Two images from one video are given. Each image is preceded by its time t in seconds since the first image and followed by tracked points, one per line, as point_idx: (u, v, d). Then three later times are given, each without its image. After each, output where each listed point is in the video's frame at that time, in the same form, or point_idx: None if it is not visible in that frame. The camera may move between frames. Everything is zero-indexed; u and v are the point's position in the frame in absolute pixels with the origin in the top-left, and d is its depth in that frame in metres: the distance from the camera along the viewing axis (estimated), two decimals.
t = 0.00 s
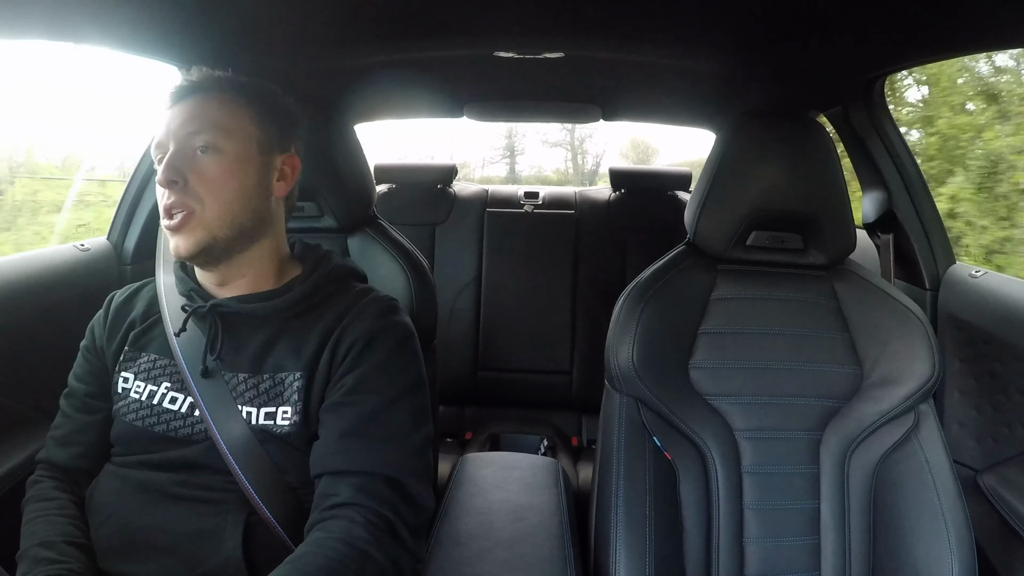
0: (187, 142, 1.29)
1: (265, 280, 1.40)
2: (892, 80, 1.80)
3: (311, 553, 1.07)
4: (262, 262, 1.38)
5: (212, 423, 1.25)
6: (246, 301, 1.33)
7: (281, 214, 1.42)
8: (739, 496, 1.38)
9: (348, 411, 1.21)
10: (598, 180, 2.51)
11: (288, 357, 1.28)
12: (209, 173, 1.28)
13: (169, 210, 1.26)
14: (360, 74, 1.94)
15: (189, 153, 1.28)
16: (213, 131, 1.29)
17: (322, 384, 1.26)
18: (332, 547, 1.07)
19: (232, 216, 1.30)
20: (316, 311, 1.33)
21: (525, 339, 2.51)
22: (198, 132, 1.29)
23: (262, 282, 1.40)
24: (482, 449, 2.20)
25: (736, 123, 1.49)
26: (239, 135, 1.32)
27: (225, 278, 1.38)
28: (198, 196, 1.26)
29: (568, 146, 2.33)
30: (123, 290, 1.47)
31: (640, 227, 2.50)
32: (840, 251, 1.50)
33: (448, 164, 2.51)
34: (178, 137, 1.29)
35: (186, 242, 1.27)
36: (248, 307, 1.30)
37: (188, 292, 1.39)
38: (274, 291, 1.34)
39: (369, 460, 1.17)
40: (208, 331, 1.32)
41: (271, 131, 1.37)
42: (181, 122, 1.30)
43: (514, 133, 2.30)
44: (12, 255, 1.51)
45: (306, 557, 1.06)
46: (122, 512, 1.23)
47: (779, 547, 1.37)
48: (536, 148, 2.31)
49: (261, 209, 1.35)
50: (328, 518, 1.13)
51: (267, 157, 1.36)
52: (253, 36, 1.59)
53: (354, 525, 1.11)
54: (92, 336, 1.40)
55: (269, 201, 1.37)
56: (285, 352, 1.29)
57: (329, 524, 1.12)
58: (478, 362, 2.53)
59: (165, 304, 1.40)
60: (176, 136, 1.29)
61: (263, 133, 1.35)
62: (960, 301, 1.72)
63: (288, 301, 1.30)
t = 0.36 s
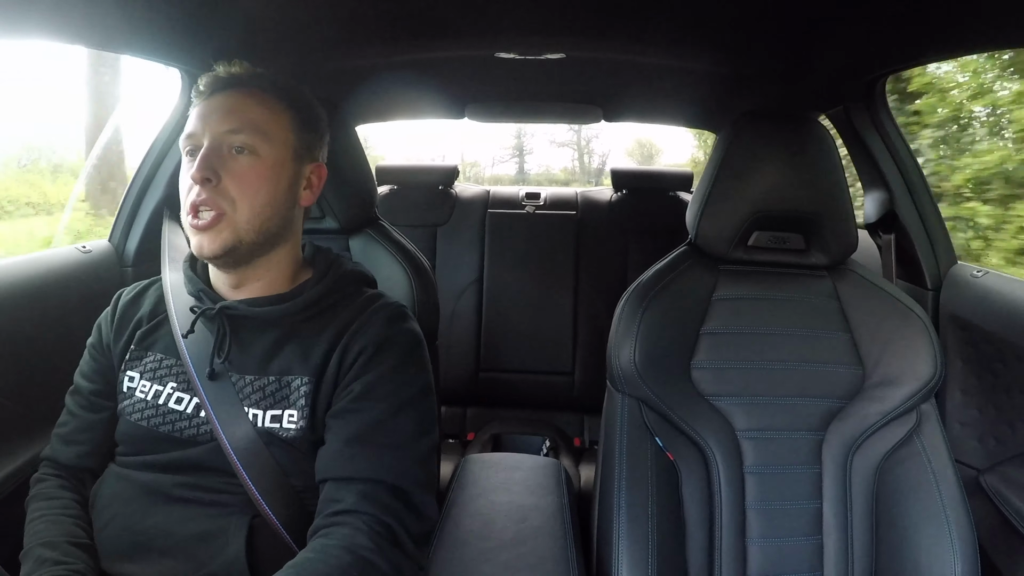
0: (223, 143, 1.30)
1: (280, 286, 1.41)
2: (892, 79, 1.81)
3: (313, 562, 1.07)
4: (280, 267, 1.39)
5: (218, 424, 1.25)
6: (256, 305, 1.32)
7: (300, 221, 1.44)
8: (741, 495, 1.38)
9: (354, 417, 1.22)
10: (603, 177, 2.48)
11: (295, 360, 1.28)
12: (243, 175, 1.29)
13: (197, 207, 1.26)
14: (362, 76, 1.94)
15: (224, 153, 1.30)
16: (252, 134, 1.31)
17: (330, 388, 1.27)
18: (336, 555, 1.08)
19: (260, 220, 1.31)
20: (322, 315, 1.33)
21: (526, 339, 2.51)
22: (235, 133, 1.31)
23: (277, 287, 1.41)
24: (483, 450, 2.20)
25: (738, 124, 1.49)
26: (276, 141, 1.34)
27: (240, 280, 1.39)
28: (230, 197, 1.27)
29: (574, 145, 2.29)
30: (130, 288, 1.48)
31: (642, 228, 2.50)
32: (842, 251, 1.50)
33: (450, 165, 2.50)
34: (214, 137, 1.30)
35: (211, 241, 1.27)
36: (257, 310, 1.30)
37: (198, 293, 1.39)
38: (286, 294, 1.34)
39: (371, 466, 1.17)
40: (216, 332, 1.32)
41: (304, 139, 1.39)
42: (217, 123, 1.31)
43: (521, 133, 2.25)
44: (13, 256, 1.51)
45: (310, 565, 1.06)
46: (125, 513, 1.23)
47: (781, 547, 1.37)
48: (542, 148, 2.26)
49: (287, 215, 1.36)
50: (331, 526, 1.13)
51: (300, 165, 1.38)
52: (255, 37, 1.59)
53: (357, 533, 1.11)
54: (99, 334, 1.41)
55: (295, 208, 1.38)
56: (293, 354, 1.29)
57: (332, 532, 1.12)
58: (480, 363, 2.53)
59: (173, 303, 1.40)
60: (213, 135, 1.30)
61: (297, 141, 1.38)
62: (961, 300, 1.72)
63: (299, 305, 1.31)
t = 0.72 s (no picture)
0: (221, 139, 1.31)
1: (280, 284, 1.41)
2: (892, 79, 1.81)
3: (319, 559, 1.06)
4: (280, 265, 1.39)
5: (219, 423, 1.24)
6: (256, 304, 1.32)
7: (300, 218, 1.43)
8: (744, 492, 1.38)
9: (357, 415, 1.21)
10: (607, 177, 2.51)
11: (299, 358, 1.28)
12: (239, 170, 1.29)
13: (194, 203, 1.26)
14: (364, 73, 1.94)
15: (222, 149, 1.30)
16: (249, 130, 1.32)
17: (330, 384, 1.27)
18: (342, 551, 1.07)
19: (257, 215, 1.31)
20: (325, 314, 1.33)
21: (529, 337, 2.51)
22: (234, 130, 1.31)
23: (277, 286, 1.40)
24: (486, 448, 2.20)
25: (739, 120, 1.49)
26: (274, 136, 1.34)
27: (241, 277, 1.38)
28: (226, 191, 1.27)
29: (580, 147, 2.34)
30: (132, 287, 1.47)
31: (645, 225, 2.50)
32: (844, 248, 1.50)
33: (452, 163, 2.51)
34: (212, 133, 1.31)
35: (208, 236, 1.27)
36: (258, 310, 1.30)
37: (198, 293, 1.39)
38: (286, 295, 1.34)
39: (371, 469, 1.17)
40: (218, 332, 1.32)
41: (304, 137, 1.39)
42: (215, 119, 1.31)
43: (529, 134, 2.29)
44: (16, 254, 1.50)
45: (316, 562, 1.06)
46: (128, 512, 1.23)
47: (785, 543, 1.37)
48: (549, 148, 2.32)
49: (285, 210, 1.36)
50: (336, 523, 1.13)
51: (298, 161, 1.38)
52: (257, 35, 1.59)
53: (362, 531, 1.11)
54: (101, 333, 1.40)
55: (293, 204, 1.38)
56: (296, 352, 1.29)
57: (337, 529, 1.12)
58: (482, 361, 2.53)
59: (174, 303, 1.39)
60: (211, 132, 1.31)
61: (296, 137, 1.38)
62: (964, 296, 1.72)
63: (299, 306, 1.30)
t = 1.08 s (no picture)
0: (208, 139, 1.30)
1: (280, 282, 1.41)
2: (894, 75, 1.81)
3: (323, 557, 1.06)
4: (279, 262, 1.39)
5: (224, 424, 1.24)
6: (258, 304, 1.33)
7: (298, 214, 1.43)
8: (750, 488, 1.37)
9: (360, 414, 1.21)
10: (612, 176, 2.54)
11: (303, 358, 1.28)
12: (227, 170, 1.29)
13: (185, 206, 1.27)
14: (366, 72, 1.94)
15: (209, 149, 1.30)
16: (235, 128, 1.31)
17: (334, 383, 1.27)
18: (346, 548, 1.07)
19: (249, 214, 1.31)
20: (329, 311, 1.33)
21: (532, 335, 2.51)
22: (218, 130, 1.31)
23: (278, 284, 1.40)
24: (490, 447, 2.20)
25: (740, 116, 1.49)
26: (260, 133, 1.34)
27: (240, 276, 1.39)
28: (216, 192, 1.27)
29: (586, 148, 2.33)
30: (138, 289, 1.47)
31: (647, 223, 2.50)
32: (846, 243, 1.50)
33: (454, 162, 2.51)
34: (198, 134, 1.31)
35: (202, 238, 1.28)
36: (261, 310, 1.30)
37: (202, 294, 1.39)
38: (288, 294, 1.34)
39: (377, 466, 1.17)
40: (222, 332, 1.32)
41: (292, 132, 1.38)
42: (201, 120, 1.31)
43: (537, 137, 2.28)
44: (19, 255, 1.51)
45: (321, 559, 1.06)
46: (134, 513, 1.23)
47: (790, 539, 1.37)
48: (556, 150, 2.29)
49: (279, 207, 1.36)
50: (341, 519, 1.13)
51: (287, 156, 1.37)
52: (259, 35, 1.59)
53: (366, 527, 1.11)
54: (107, 336, 1.41)
55: (287, 200, 1.38)
56: (300, 352, 1.29)
57: (341, 525, 1.12)
58: (485, 360, 2.53)
59: (177, 304, 1.39)
60: (197, 133, 1.31)
61: (283, 132, 1.37)
62: (967, 290, 1.72)
63: (301, 304, 1.30)
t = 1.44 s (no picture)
0: (188, 141, 1.30)
1: (271, 281, 1.41)
2: (900, 73, 1.79)
3: (310, 541, 1.07)
4: (268, 261, 1.40)
5: (221, 427, 1.24)
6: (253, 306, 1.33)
7: (285, 213, 1.43)
8: (750, 489, 1.38)
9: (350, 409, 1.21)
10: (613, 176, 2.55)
11: (298, 358, 1.28)
12: (208, 171, 1.29)
13: (170, 209, 1.27)
14: (367, 74, 1.94)
15: (190, 151, 1.30)
16: (213, 129, 1.31)
17: (327, 383, 1.27)
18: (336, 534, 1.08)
19: (234, 214, 1.31)
20: (318, 314, 1.33)
21: (533, 336, 2.51)
22: (199, 132, 1.31)
23: (268, 283, 1.41)
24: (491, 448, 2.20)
25: (740, 118, 1.49)
26: (238, 132, 1.33)
27: (230, 277, 1.39)
28: (198, 193, 1.28)
29: (591, 150, 2.33)
30: (131, 295, 1.47)
31: (648, 224, 2.50)
32: (848, 244, 1.50)
33: (455, 163, 2.49)
34: (179, 136, 1.31)
35: (187, 240, 1.29)
36: (254, 311, 1.29)
37: (195, 297, 1.39)
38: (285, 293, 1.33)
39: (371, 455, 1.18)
40: (215, 335, 1.32)
41: (274, 131, 1.39)
42: (181, 123, 1.31)
43: (544, 140, 2.27)
44: (18, 258, 1.51)
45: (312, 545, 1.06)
46: (133, 515, 1.23)
47: (791, 540, 1.37)
48: (562, 153, 2.29)
49: (263, 206, 1.36)
50: (331, 508, 1.14)
51: (267, 154, 1.37)
52: (259, 36, 1.59)
53: (358, 512, 1.12)
54: (102, 341, 1.41)
55: (271, 199, 1.38)
56: (294, 352, 1.29)
57: (331, 511, 1.13)
58: (486, 361, 2.53)
59: (173, 308, 1.40)
60: (178, 135, 1.31)
61: (262, 132, 1.37)
62: (967, 290, 1.73)
63: (295, 304, 1.31)
